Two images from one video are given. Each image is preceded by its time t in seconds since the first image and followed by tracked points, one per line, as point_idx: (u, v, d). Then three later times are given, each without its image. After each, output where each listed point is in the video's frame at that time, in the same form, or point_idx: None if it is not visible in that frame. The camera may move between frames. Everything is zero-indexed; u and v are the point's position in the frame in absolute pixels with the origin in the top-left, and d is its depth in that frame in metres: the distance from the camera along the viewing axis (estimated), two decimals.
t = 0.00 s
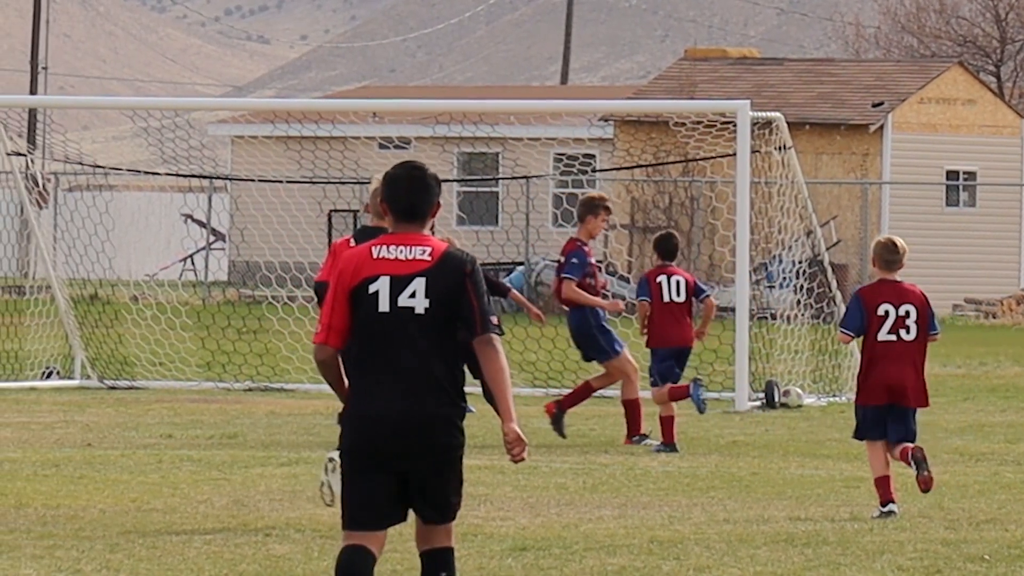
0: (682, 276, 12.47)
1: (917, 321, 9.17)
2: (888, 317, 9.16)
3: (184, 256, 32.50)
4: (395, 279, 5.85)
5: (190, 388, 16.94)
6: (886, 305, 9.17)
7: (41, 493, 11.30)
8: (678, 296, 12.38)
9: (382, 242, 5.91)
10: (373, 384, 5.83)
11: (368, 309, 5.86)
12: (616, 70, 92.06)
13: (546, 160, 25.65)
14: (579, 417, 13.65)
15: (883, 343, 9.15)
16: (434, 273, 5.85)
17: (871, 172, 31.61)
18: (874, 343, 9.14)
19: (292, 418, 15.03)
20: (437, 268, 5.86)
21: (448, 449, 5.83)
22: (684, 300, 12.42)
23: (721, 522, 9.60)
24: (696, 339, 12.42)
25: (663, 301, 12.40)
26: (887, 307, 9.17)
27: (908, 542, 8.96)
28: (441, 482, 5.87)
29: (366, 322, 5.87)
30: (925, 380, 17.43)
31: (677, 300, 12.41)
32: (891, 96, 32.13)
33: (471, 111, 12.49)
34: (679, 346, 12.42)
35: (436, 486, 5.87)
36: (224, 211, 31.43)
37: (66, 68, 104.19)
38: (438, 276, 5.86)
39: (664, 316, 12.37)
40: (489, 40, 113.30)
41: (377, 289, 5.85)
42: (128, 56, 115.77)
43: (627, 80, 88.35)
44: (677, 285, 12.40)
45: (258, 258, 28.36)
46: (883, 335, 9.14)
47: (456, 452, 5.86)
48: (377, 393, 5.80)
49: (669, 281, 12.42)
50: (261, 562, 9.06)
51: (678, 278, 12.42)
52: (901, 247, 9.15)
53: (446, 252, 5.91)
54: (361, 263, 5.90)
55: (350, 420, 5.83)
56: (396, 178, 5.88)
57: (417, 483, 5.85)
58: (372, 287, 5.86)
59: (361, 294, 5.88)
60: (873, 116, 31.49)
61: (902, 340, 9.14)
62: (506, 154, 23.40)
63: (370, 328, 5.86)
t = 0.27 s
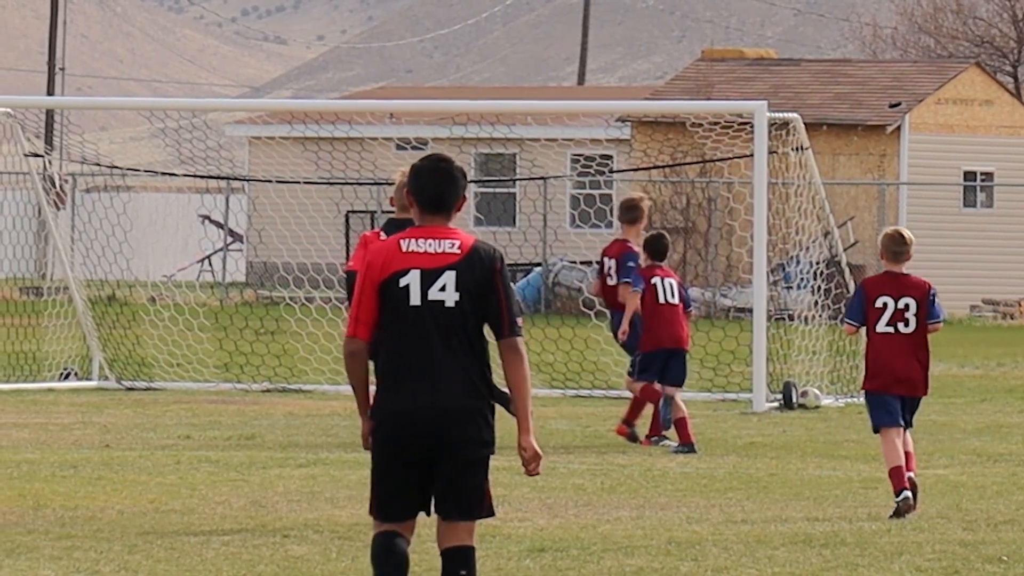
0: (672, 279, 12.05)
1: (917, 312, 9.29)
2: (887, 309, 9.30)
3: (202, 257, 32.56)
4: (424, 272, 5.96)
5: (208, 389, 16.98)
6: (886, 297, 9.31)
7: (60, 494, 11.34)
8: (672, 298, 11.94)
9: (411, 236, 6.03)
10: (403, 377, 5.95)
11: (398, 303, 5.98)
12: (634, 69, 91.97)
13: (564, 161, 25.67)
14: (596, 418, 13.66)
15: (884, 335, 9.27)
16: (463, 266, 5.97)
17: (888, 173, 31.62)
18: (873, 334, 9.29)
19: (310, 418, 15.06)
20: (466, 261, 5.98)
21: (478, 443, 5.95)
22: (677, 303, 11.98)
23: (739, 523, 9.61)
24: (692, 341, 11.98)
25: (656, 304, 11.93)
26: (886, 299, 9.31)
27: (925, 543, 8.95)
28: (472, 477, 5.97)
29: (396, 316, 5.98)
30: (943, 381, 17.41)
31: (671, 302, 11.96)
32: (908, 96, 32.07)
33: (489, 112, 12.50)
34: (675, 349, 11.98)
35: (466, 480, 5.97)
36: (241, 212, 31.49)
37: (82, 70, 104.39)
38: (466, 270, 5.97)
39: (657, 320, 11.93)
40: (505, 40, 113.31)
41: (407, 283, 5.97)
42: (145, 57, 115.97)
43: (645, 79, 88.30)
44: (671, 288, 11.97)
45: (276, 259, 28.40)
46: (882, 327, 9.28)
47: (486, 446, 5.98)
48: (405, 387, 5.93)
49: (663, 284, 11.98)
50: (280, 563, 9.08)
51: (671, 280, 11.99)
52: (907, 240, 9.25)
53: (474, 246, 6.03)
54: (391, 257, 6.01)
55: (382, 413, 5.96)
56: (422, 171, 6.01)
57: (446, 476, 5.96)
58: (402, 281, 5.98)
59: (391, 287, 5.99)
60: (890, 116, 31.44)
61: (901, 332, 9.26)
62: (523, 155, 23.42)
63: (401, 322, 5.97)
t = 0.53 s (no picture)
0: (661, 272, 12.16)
1: (921, 309, 9.32)
2: (890, 305, 9.37)
3: (225, 258, 32.60)
4: (459, 267, 6.12)
5: (230, 390, 17.04)
6: (890, 294, 9.39)
7: (82, 494, 11.37)
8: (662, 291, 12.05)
9: (443, 232, 6.17)
10: (438, 370, 6.10)
11: (432, 297, 6.11)
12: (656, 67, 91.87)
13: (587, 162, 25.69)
14: (618, 418, 13.67)
15: (889, 332, 9.35)
16: (496, 262, 6.15)
17: (910, 173, 31.47)
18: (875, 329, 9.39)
19: (332, 419, 15.08)
20: (499, 257, 6.16)
21: (509, 436, 6.11)
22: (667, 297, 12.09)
23: (761, 523, 9.60)
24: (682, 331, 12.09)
25: (649, 298, 12.03)
26: (891, 296, 9.39)
27: (947, 543, 8.94)
28: (501, 470, 6.11)
29: (430, 310, 6.12)
30: (966, 381, 17.38)
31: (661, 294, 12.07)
32: (931, 97, 31.99)
33: (511, 112, 12.50)
34: (667, 340, 12.11)
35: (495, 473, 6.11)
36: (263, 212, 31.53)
37: (104, 70, 104.62)
38: (500, 266, 6.15)
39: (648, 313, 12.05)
40: (526, 41, 113.30)
41: (442, 278, 6.11)
42: (167, 57, 116.16)
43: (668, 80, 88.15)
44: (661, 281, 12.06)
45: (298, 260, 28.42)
46: (884, 322, 9.37)
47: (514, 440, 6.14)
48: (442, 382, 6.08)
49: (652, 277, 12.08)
50: (301, 563, 9.10)
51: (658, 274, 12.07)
52: (916, 237, 9.28)
53: (506, 241, 6.21)
54: (425, 252, 6.15)
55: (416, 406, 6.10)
56: (450, 166, 6.17)
57: (478, 468, 6.09)
58: (437, 276, 6.11)
59: (425, 283, 6.13)
60: (912, 117, 31.37)
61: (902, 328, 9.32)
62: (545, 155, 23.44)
63: (436, 317, 6.12)
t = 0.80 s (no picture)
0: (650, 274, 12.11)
1: (928, 319, 9.30)
2: (898, 314, 9.36)
3: (244, 258, 32.65)
4: (484, 270, 6.15)
5: (248, 389, 17.08)
6: (898, 302, 9.37)
7: (101, 495, 11.41)
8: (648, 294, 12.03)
9: (468, 235, 6.20)
10: (464, 372, 6.13)
11: (458, 299, 6.13)
12: (676, 66, 91.82)
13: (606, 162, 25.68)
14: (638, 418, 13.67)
15: (896, 341, 9.37)
16: (521, 265, 6.19)
17: (928, 174, 31.55)
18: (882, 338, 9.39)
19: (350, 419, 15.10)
20: (524, 260, 6.20)
21: (533, 438, 6.15)
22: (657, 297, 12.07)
23: (780, 523, 9.61)
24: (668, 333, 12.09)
25: (638, 301, 12.04)
26: (899, 304, 9.37)
27: (966, 543, 8.94)
28: (524, 471, 6.14)
29: (455, 313, 6.14)
30: (985, 381, 17.35)
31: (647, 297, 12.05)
32: (950, 97, 31.94)
33: (530, 113, 12.51)
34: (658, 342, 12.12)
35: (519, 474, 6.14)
36: (282, 212, 31.58)
37: (123, 70, 104.84)
38: (524, 269, 6.19)
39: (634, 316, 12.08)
40: (544, 40, 113.31)
41: (467, 281, 6.14)
42: (186, 58, 116.35)
43: (686, 79, 88.09)
44: (648, 283, 12.03)
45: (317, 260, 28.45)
46: (892, 331, 9.36)
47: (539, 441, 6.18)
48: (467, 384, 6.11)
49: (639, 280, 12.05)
50: (320, 563, 9.12)
51: (645, 275, 12.04)
52: (924, 250, 9.35)
53: (529, 244, 6.25)
54: (450, 255, 6.17)
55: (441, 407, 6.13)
56: (474, 170, 6.18)
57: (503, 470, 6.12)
58: (462, 279, 6.14)
59: (450, 285, 6.15)
60: (931, 117, 31.33)
61: (910, 338, 9.32)
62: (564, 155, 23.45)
63: (461, 320, 6.14)
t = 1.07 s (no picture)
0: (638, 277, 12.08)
1: (941, 318, 9.46)
2: (912, 313, 9.45)
3: (266, 258, 32.72)
4: (508, 278, 6.18)
5: (270, 390, 17.13)
6: (912, 302, 9.46)
7: (124, 495, 11.44)
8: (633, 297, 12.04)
9: (490, 244, 6.22)
10: (491, 378, 6.16)
11: (483, 307, 6.17)
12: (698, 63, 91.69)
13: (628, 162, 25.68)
14: (660, 419, 13.68)
15: (908, 339, 9.44)
16: (544, 273, 6.23)
17: (951, 174, 31.47)
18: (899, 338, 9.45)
19: (373, 419, 15.14)
20: (547, 268, 6.24)
21: (562, 442, 6.16)
22: (640, 299, 12.13)
23: (802, 524, 9.61)
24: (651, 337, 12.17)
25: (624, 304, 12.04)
26: (913, 303, 9.46)
27: (990, 544, 8.93)
28: (550, 475, 6.15)
29: (482, 320, 6.17)
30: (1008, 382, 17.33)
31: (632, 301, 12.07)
32: (972, 97, 31.87)
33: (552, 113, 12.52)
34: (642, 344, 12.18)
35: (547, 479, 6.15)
36: (304, 213, 31.63)
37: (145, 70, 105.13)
38: (547, 276, 6.23)
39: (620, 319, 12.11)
40: (564, 40, 113.30)
41: (491, 290, 6.17)
42: (208, 59, 116.56)
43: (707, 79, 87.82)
44: (632, 285, 12.06)
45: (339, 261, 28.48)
46: (908, 331, 9.44)
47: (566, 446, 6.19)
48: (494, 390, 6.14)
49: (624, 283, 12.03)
50: (342, 564, 9.15)
51: (630, 279, 12.05)
52: (931, 245, 9.45)
53: (551, 252, 6.28)
54: (474, 264, 6.19)
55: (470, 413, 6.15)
56: (495, 179, 6.18)
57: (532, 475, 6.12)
58: (486, 287, 6.17)
59: (475, 294, 6.18)
60: (953, 118, 31.26)
61: (924, 337, 9.43)
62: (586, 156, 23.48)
63: (488, 326, 6.17)
